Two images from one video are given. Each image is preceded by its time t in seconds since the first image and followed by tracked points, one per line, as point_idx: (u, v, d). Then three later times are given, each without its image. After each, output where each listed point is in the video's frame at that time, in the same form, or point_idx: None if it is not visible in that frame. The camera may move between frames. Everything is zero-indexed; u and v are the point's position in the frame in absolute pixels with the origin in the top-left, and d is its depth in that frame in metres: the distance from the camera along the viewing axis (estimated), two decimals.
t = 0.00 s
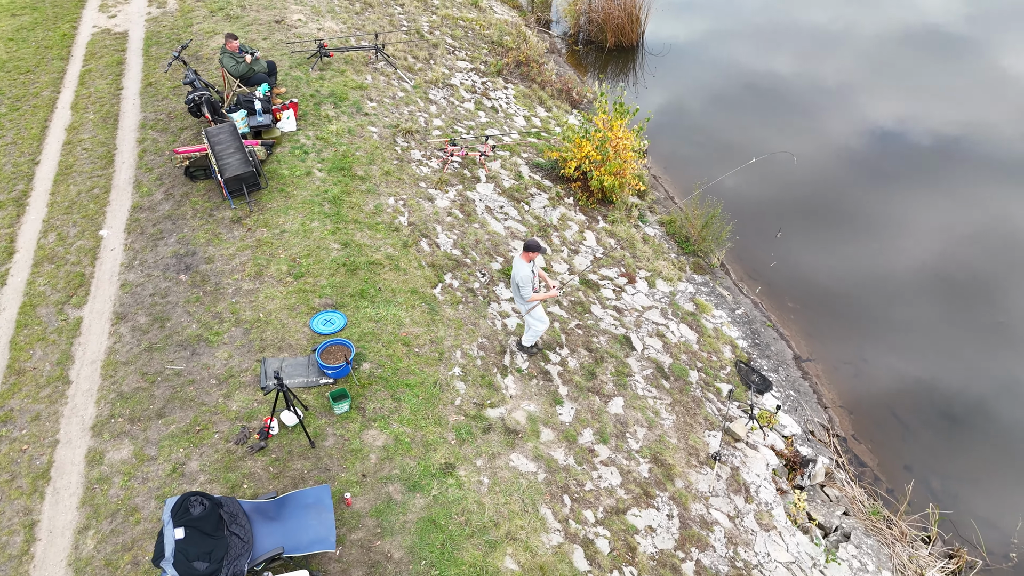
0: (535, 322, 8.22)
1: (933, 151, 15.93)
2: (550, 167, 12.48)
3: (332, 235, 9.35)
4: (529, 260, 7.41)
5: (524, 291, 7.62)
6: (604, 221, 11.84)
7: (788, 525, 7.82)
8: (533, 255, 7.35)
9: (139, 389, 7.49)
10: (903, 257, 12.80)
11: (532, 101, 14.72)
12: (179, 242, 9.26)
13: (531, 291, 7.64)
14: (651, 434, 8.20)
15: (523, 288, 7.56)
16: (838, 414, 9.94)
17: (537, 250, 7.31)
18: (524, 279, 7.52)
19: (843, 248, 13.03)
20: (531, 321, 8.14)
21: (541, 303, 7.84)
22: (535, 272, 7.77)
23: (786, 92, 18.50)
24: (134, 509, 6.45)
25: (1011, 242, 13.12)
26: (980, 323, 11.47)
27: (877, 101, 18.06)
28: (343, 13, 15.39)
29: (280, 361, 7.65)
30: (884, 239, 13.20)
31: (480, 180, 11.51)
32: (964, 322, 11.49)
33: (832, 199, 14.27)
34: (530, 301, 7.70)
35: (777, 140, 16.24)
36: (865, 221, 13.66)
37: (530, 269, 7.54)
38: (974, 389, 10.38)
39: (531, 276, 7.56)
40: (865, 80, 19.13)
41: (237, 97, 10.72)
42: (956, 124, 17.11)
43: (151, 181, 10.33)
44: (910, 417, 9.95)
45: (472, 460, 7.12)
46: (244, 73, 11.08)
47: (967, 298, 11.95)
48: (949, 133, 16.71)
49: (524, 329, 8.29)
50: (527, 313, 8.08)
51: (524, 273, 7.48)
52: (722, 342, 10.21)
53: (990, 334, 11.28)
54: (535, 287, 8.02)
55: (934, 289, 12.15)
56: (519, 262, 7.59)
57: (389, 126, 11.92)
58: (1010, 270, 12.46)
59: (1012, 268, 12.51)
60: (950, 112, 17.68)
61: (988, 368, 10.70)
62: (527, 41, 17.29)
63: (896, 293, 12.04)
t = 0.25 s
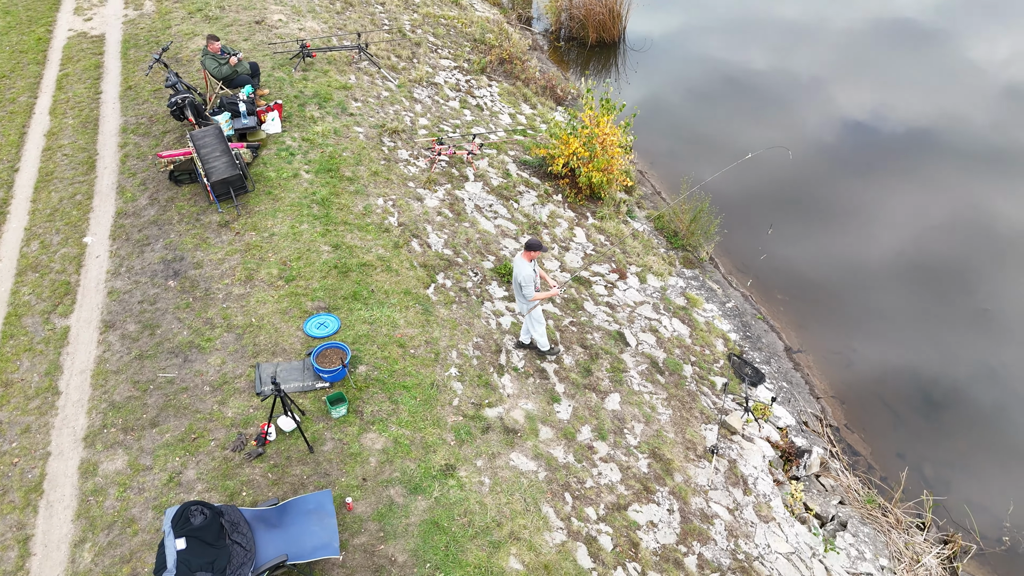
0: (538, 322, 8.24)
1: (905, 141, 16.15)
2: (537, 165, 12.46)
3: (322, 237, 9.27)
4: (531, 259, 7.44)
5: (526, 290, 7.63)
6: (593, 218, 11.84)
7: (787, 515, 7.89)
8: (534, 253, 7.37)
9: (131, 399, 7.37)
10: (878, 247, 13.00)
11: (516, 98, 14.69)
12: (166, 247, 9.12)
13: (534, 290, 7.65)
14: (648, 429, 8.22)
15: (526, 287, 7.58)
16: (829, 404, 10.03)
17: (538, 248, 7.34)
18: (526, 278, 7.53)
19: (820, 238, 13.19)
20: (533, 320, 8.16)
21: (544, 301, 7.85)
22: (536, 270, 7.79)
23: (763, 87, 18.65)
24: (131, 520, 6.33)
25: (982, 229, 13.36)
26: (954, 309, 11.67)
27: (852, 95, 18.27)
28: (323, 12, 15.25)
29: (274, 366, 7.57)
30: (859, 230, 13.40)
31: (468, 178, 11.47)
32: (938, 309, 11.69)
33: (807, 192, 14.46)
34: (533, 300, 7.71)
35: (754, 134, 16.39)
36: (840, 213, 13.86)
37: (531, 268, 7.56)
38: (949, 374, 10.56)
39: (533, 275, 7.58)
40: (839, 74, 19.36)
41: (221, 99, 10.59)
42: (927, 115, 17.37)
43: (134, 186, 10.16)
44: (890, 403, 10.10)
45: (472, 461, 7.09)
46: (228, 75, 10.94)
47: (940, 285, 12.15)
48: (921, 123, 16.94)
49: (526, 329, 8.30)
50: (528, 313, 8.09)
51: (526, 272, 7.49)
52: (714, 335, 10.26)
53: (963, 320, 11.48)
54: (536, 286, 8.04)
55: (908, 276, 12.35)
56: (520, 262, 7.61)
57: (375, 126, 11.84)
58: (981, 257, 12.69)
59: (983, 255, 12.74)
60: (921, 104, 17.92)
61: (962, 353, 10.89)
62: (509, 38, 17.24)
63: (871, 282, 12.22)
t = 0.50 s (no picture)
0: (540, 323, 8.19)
1: (876, 134, 16.49)
2: (525, 162, 12.39)
3: (311, 240, 9.14)
4: (534, 262, 7.38)
5: (531, 293, 7.57)
6: (582, 213, 11.80)
7: (785, 507, 7.93)
8: (538, 256, 7.31)
9: (122, 410, 7.20)
10: (853, 234, 13.25)
11: (500, 95, 14.61)
12: (151, 253, 8.94)
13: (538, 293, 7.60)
14: (646, 425, 8.21)
15: (531, 291, 7.52)
16: (823, 394, 10.09)
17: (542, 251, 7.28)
18: (531, 281, 7.47)
19: (797, 226, 13.38)
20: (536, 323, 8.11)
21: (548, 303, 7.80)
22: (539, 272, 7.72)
23: (740, 81, 18.78)
24: (127, 534, 6.18)
25: (952, 217, 13.69)
26: (929, 293, 11.93)
27: (827, 90, 18.50)
28: (302, 11, 15.06)
29: (268, 372, 7.46)
30: (834, 218, 13.62)
31: (456, 177, 11.38)
32: (913, 292, 11.95)
33: (784, 181, 14.66)
34: (538, 303, 7.66)
35: (733, 127, 16.51)
36: (816, 201, 14.09)
37: (535, 270, 7.51)
38: (925, 357, 10.79)
39: (537, 278, 7.52)
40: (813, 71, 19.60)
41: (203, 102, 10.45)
42: (897, 109, 17.70)
43: (116, 191, 9.95)
44: (870, 386, 10.28)
45: (472, 463, 7.04)
46: (209, 77, 10.75)
47: (914, 270, 12.43)
48: (891, 117, 17.29)
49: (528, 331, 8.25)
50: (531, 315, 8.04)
51: (531, 275, 7.43)
52: (706, 329, 10.27)
53: (937, 303, 11.75)
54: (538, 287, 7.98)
55: (883, 262, 12.62)
56: (523, 265, 7.55)
57: (359, 125, 11.71)
58: (952, 244, 13.01)
59: (954, 241, 13.07)
60: (890, 99, 18.24)
61: (938, 336, 11.14)
62: (491, 34, 17.14)
63: (848, 268, 12.46)
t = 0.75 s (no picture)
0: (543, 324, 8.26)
1: (846, 122, 16.77)
2: (510, 158, 12.31)
3: (298, 243, 9.00)
4: (538, 264, 7.47)
5: (536, 295, 7.65)
6: (569, 209, 11.75)
7: (783, 498, 7.96)
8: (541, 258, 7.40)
9: (111, 423, 7.02)
10: (827, 220, 13.50)
11: (482, 90, 14.49)
12: (134, 261, 8.73)
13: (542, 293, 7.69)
14: (643, 420, 8.20)
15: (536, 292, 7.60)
16: (814, 383, 10.16)
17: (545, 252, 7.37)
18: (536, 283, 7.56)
19: (770, 213, 13.56)
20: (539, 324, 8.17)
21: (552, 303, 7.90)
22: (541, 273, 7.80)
23: (713, 74, 18.93)
24: (122, 551, 6.00)
25: (921, 202, 14.01)
26: (897, 277, 12.19)
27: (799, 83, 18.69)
28: (278, 9, 14.82)
29: (260, 380, 7.34)
30: (805, 205, 13.83)
31: (441, 175, 11.28)
32: (885, 275, 12.21)
33: (759, 168, 14.86)
34: (543, 304, 7.74)
35: (708, 118, 16.64)
36: (790, 188, 14.31)
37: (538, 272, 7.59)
38: (897, 338, 11.00)
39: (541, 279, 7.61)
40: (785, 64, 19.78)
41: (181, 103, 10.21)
42: (866, 99, 18.00)
43: (94, 198, 9.70)
44: (849, 367, 10.47)
45: (472, 465, 6.97)
46: (186, 77, 10.57)
47: (886, 253, 12.71)
48: (860, 107, 17.59)
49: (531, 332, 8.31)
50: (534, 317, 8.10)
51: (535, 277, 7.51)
52: (697, 322, 10.27)
53: (908, 285, 12.03)
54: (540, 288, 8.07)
55: (856, 247, 12.88)
56: (526, 267, 7.62)
57: (342, 124, 11.56)
58: (921, 228, 13.33)
59: (923, 225, 13.38)
60: (856, 90, 18.52)
61: (908, 317, 11.39)
62: (469, 28, 16.99)
63: (822, 252, 12.69)
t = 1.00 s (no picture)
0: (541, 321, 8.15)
1: (808, 109, 17.10)
2: (489, 153, 12.19)
3: (280, 247, 8.82)
4: (536, 261, 7.34)
5: (535, 293, 7.53)
6: (551, 202, 11.68)
7: (779, 485, 8.01)
8: (538, 255, 7.28)
9: (96, 440, 6.78)
10: (792, 204, 13.78)
11: (457, 84, 14.34)
12: (110, 271, 8.46)
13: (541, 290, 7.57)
14: (638, 414, 8.18)
15: (535, 290, 7.48)
16: (801, 367, 10.26)
17: (542, 249, 7.24)
18: (534, 281, 7.43)
19: (736, 199, 13.79)
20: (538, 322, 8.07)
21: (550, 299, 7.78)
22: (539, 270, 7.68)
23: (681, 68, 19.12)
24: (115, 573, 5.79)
25: (883, 181, 14.31)
26: (861, 254, 12.47)
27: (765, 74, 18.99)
28: (245, 6, 14.50)
29: (250, 390, 7.18)
30: (770, 190, 14.09)
31: (422, 172, 11.13)
32: (850, 254, 12.48)
33: (726, 155, 15.08)
34: (542, 301, 7.63)
35: (678, 110, 16.79)
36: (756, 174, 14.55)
37: (536, 269, 7.47)
38: (864, 314, 11.25)
39: (539, 277, 7.49)
40: (750, 56, 20.11)
41: (151, 106, 9.93)
42: (826, 87, 18.35)
43: (65, 207, 9.38)
44: (819, 345, 10.68)
45: (471, 467, 6.89)
46: (155, 80, 10.28)
47: (850, 232, 12.98)
48: (821, 94, 17.92)
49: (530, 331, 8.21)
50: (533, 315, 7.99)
51: (533, 275, 7.39)
52: (685, 312, 10.29)
53: (874, 263, 12.30)
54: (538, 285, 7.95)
55: (821, 228, 13.14)
56: (524, 265, 7.49)
57: (317, 123, 11.34)
58: (884, 207, 13.62)
59: (885, 204, 13.67)
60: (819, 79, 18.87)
61: (874, 292, 11.65)
62: (441, 22, 16.79)
63: (789, 235, 12.94)
